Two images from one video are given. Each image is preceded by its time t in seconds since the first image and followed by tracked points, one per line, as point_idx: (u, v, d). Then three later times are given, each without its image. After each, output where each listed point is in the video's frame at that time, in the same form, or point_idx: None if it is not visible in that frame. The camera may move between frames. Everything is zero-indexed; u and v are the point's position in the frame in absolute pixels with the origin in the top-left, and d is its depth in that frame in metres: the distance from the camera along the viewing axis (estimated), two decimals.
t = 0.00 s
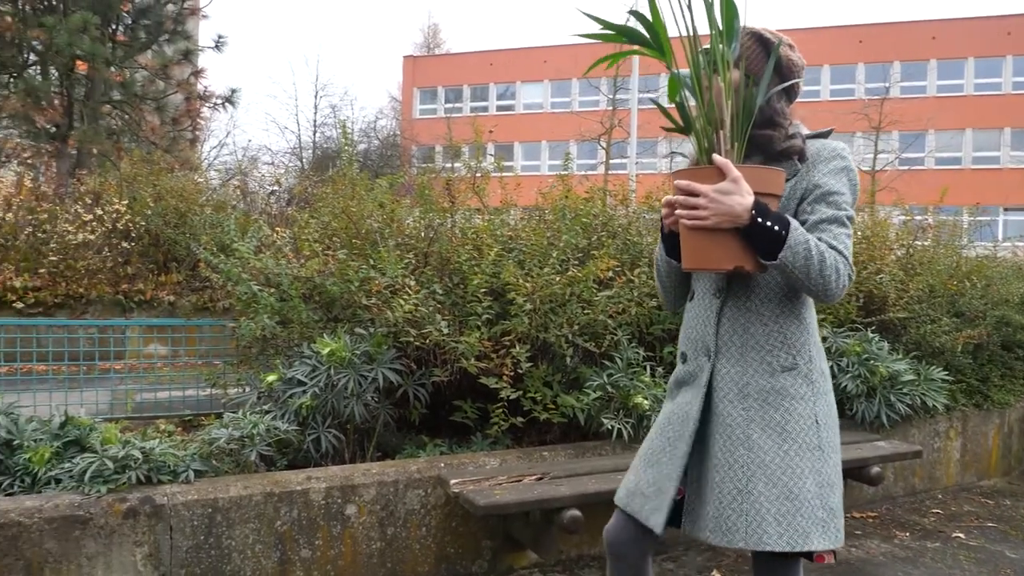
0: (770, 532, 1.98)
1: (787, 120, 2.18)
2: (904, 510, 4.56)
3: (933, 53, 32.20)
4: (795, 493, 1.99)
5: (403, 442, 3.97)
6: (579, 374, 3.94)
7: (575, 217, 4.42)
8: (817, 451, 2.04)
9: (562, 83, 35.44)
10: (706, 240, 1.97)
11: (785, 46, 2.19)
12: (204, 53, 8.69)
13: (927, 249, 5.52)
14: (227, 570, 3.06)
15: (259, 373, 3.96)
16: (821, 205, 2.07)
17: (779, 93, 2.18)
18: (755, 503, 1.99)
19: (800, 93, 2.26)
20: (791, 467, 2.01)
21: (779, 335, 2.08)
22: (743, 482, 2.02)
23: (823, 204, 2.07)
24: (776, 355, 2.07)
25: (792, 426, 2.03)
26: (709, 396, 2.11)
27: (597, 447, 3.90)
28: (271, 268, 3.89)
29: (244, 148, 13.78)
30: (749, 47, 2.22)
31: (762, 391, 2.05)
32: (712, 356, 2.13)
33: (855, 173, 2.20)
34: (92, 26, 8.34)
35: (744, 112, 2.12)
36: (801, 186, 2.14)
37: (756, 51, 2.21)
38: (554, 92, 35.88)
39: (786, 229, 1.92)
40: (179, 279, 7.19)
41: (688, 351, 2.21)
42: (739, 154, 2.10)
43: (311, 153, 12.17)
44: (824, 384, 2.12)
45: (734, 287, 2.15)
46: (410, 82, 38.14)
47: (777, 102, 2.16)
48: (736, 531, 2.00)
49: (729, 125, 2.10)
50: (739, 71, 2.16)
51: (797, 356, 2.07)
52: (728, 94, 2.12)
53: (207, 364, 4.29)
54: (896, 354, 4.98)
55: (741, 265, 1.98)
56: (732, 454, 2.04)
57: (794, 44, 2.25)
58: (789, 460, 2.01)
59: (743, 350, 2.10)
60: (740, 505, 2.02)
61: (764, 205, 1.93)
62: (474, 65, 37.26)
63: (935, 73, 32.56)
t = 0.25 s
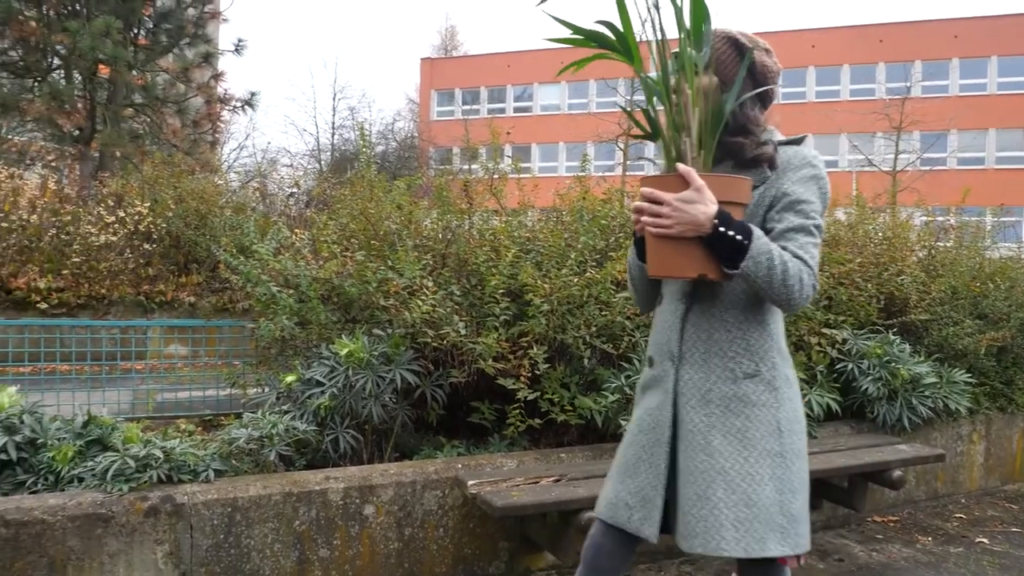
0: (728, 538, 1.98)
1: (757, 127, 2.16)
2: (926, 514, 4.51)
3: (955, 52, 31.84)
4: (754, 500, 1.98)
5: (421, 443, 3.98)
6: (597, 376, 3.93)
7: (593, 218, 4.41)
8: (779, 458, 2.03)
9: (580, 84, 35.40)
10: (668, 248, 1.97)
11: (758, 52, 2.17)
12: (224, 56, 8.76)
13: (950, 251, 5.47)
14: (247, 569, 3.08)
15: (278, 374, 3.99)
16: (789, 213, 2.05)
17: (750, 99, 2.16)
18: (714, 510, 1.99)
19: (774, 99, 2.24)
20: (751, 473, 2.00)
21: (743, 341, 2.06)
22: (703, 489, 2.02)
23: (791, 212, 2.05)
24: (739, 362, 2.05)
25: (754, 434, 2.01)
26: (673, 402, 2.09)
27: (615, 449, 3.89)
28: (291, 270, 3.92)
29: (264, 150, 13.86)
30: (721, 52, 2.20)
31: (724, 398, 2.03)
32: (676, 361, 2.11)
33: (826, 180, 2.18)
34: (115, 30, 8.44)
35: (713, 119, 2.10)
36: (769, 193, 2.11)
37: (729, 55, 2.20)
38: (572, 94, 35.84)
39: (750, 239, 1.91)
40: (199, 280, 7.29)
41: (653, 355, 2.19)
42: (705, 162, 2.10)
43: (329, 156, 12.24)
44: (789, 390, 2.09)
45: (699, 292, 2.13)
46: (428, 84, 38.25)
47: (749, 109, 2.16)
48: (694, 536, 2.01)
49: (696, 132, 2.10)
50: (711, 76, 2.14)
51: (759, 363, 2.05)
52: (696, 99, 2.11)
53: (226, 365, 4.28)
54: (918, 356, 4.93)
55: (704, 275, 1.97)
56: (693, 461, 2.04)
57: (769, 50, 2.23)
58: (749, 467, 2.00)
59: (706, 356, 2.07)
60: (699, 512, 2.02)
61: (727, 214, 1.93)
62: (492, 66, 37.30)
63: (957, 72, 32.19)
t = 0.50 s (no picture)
0: (655, 526, 1.94)
1: (713, 123, 2.08)
2: (950, 520, 4.44)
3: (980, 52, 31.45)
4: (683, 490, 1.94)
5: (440, 445, 3.99)
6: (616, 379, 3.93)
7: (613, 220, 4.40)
8: (713, 450, 1.97)
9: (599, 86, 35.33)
10: (612, 239, 1.95)
11: (714, 44, 2.08)
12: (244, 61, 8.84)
13: (974, 253, 5.41)
14: (267, 570, 3.10)
15: (298, 375, 4.02)
16: (736, 209, 1.97)
17: (706, 93, 2.07)
18: (642, 497, 1.95)
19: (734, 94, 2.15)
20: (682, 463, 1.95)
21: (683, 332, 2.00)
22: (634, 476, 1.97)
23: (738, 208, 1.98)
24: (677, 352, 1.99)
25: (688, 425, 1.96)
26: (612, 389, 2.05)
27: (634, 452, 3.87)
28: (311, 272, 3.96)
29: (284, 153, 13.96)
30: (679, 43, 2.11)
31: (661, 389, 1.98)
32: (617, 350, 2.05)
33: (779, 178, 2.10)
34: (138, 36, 8.56)
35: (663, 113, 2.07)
36: (718, 188, 2.03)
37: (685, 48, 2.11)
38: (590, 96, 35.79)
39: (689, 232, 1.86)
40: (220, 282, 7.29)
41: (599, 342, 2.14)
42: (653, 155, 2.09)
43: (349, 159, 12.29)
44: (728, 383, 2.03)
45: (645, 282, 2.06)
46: (447, 86, 38.36)
47: (704, 104, 2.07)
48: (621, 522, 1.97)
49: (645, 124, 2.09)
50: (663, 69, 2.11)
51: (698, 354, 1.99)
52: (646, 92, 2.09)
53: (247, 366, 4.37)
54: (942, 359, 4.87)
55: (644, 267, 1.94)
56: (626, 448, 1.99)
57: (729, 42, 2.13)
58: (681, 457, 1.95)
59: (647, 346, 2.01)
60: (629, 499, 1.97)
61: (669, 206, 1.89)
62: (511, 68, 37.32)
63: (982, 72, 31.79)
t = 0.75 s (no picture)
0: (596, 518, 1.96)
1: (678, 122, 2.08)
2: (981, 527, 4.36)
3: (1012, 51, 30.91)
4: (626, 485, 1.95)
5: (463, 447, 3.98)
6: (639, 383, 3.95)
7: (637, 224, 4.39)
8: (660, 449, 1.98)
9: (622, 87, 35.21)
10: (569, 235, 1.96)
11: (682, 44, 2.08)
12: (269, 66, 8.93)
13: (1006, 255, 5.31)
14: (292, 570, 3.13)
15: (323, 377, 4.05)
16: (695, 210, 1.98)
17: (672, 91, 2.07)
18: (587, 490, 1.97)
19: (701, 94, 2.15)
20: (627, 460, 1.97)
21: (637, 331, 2.02)
22: (580, 469, 1.99)
23: (698, 209, 1.98)
24: (630, 350, 2.01)
25: (637, 421, 1.98)
26: (567, 382, 2.08)
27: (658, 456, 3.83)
28: (336, 274, 4.01)
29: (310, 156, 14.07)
30: (647, 41, 2.11)
31: (613, 384, 2.00)
32: (575, 345, 2.09)
33: (741, 182, 2.10)
34: (167, 42, 8.69)
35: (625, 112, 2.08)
36: (679, 189, 2.04)
37: (653, 47, 2.10)
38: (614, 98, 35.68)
39: (644, 233, 1.86)
40: (246, 284, 7.39)
41: (560, 337, 2.18)
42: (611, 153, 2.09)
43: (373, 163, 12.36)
44: (680, 384, 2.05)
45: (604, 279, 2.09)
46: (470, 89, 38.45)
47: (669, 102, 2.07)
48: (564, 512, 1.99)
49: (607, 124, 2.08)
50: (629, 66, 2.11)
51: (651, 353, 2.01)
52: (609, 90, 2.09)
53: (272, 368, 4.43)
54: (972, 363, 4.79)
55: (601, 265, 1.95)
56: (576, 441, 2.02)
57: (697, 42, 2.14)
58: (628, 453, 1.97)
59: (602, 343, 2.04)
60: (574, 491, 2.00)
61: (626, 206, 1.90)
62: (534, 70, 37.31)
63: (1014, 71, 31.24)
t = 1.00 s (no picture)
0: (580, 521, 1.93)
1: (664, 124, 2.04)
2: (1011, 536, 4.29)
3: None
4: (611, 489, 1.92)
5: (484, 451, 3.96)
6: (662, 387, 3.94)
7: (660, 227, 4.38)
8: (645, 452, 1.96)
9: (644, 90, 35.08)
10: (553, 239, 1.92)
11: (666, 44, 2.05)
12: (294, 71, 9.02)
13: None
14: (315, 571, 3.15)
15: (345, 380, 4.06)
16: (681, 212, 1.94)
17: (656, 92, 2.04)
18: (571, 492, 1.94)
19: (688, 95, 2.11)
20: (613, 462, 1.94)
21: (625, 333, 1.99)
22: (566, 472, 1.97)
23: (684, 211, 1.94)
24: (617, 352, 1.98)
25: (623, 424, 1.95)
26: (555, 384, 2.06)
27: (680, 461, 3.81)
28: (359, 278, 4.03)
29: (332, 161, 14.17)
30: (631, 42, 2.08)
31: (600, 387, 1.97)
32: (563, 347, 2.07)
33: (729, 184, 2.07)
34: (193, 49, 8.81)
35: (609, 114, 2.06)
36: (665, 191, 2.01)
37: (637, 48, 2.07)
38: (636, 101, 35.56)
39: (627, 235, 1.81)
40: (270, 288, 7.39)
41: (550, 339, 2.16)
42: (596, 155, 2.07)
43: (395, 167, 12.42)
44: (665, 388, 2.02)
45: (593, 282, 2.06)
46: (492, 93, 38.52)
47: (654, 104, 2.03)
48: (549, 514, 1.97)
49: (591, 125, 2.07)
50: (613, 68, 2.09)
51: (638, 356, 1.98)
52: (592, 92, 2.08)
53: (295, 371, 4.47)
54: (1002, 369, 4.72)
55: (586, 268, 1.91)
56: (562, 443, 1.99)
57: (683, 42, 2.10)
58: (613, 456, 1.94)
59: (590, 345, 2.01)
60: (559, 493, 1.97)
61: (608, 209, 1.85)
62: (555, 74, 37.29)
63: None
